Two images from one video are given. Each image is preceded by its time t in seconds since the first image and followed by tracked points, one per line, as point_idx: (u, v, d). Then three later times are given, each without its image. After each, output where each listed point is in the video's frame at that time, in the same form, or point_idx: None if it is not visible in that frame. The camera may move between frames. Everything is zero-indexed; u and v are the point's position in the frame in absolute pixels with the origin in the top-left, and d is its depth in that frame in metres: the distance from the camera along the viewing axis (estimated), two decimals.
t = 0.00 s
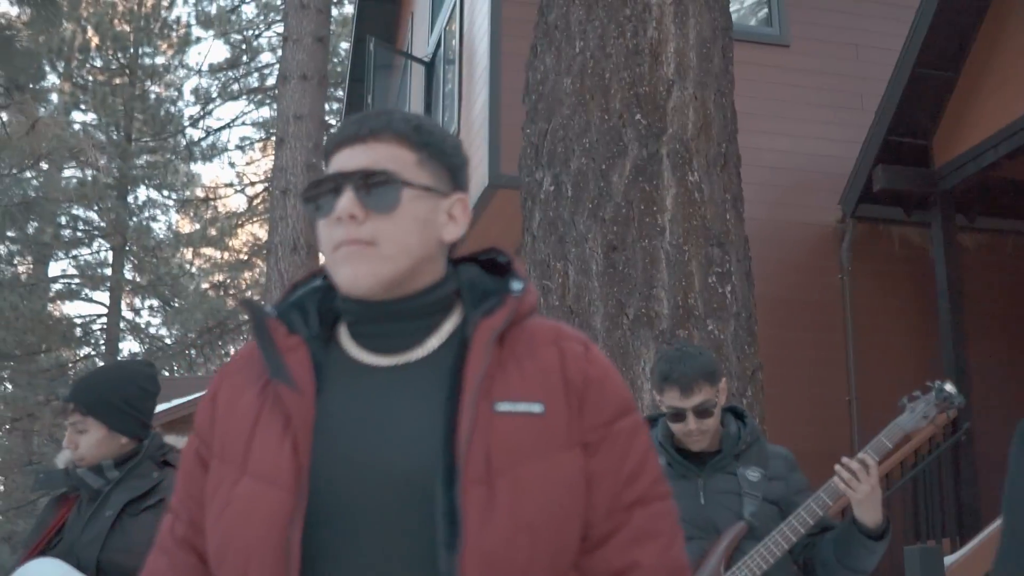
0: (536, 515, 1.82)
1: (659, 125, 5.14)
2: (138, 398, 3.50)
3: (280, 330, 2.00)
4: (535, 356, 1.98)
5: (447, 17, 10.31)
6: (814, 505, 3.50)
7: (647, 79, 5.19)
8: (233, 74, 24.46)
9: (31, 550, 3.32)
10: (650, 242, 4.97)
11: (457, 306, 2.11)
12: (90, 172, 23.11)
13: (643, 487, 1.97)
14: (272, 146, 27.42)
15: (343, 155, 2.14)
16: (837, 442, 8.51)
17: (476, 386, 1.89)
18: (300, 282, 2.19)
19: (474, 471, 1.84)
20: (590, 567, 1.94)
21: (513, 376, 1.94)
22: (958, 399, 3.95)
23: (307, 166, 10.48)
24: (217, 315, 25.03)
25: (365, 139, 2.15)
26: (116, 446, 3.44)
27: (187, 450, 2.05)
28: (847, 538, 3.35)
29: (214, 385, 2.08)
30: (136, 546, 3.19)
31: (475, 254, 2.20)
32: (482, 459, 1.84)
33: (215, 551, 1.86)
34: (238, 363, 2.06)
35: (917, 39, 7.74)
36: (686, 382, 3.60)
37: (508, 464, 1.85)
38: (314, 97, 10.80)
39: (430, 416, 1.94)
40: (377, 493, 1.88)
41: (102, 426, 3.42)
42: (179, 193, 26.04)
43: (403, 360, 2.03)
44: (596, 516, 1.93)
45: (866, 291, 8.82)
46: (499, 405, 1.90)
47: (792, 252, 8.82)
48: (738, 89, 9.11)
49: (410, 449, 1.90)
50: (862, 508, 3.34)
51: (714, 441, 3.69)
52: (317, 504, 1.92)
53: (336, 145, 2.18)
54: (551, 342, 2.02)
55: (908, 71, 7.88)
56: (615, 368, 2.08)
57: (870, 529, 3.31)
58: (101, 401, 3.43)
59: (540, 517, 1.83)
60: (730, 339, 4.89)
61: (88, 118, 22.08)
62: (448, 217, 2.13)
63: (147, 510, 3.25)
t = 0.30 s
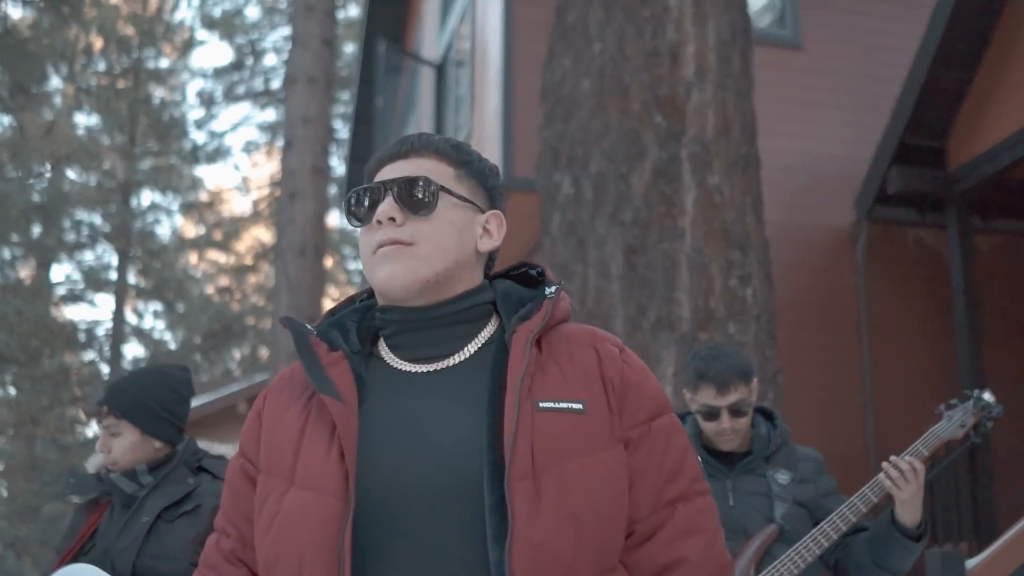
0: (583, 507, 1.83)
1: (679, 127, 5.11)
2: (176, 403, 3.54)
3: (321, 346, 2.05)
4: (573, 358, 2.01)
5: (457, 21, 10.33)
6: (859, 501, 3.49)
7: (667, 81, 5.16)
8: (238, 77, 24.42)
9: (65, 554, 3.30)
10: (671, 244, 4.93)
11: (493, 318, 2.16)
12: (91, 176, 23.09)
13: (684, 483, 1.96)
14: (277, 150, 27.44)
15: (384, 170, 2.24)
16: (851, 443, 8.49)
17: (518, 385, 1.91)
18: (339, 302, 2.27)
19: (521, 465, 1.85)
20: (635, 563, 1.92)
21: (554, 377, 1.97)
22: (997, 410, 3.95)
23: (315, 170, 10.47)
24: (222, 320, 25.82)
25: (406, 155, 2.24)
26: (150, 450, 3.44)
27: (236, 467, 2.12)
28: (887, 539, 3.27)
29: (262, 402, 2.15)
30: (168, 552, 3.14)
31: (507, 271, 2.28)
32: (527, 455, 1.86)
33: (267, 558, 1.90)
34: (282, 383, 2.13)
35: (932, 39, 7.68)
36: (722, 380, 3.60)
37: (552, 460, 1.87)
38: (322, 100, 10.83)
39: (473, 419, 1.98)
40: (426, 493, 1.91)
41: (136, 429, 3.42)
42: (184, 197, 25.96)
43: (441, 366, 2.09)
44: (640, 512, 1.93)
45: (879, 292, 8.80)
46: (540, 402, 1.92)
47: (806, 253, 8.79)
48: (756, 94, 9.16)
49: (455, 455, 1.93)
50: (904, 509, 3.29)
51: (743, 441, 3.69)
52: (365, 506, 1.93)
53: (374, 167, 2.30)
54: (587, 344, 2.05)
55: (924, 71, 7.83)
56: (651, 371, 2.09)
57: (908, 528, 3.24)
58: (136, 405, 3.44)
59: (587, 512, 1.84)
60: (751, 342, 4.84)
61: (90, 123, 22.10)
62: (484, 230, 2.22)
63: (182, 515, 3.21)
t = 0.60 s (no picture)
0: (634, 512, 1.92)
1: (695, 132, 5.14)
2: (211, 407, 3.60)
3: (373, 367, 2.14)
4: (618, 369, 2.11)
5: (465, 24, 10.40)
6: (889, 509, 3.52)
7: (683, 85, 5.19)
8: (240, 79, 24.67)
9: (104, 557, 3.41)
10: (688, 247, 4.96)
11: (535, 333, 2.25)
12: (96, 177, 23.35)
13: (725, 487, 2.05)
14: (280, 151, 27.52)
15: (429, 193, 2.33)
16: (862, 445, 8.53)
17: (566, 397, 2.00)
18: (383, 326, 2.35)
19: (573, 473, 1.93)
20: (681, 566, 2.01)
21: (601, 388, 2.06)
22: None
23: (321, 172, 10.55)
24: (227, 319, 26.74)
25: (451, 178, 2.33)
26: (189, 454, 3.50)
27: (290, 485, 2.20)
28: (912, 548, 3.29)
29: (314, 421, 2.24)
30: (207, 555, 3.23)
31: (545, 287, 2.38)
32: (578, 461, 1.94)
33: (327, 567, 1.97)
34: (332, 406, 2.22)
35: (943, 41, 7.70)
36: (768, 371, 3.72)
37: (601, 466, 1.95)
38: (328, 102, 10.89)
39: (523, 430, 2.06)
40: (484, 500, 1.99)
41: (172, 434, 3.48)
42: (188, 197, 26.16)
43: (487, 382, 2.17)
44: (684, 516, 2.02)
45: (888, 294, 8.85)
46: (589, 412, 2.01)
47: (817, 256, 8.82)
48: (772, 97, 9.19)
49: (506, 465, 2.02)
50: (928, 518, 3.28)
51: (767, 440, 3.75)
52: (424, 513, 2.01)
53: (419, 191, 2.38)
54: (628, 355, 2.15)
55: (935, 74, 7.85)
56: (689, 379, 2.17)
57: (931, 537, 3.24)
58: (173, 410, 3.50)
59: (638, 515, 1.92)
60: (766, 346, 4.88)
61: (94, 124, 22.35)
62: (526, 251, 2.30)
63: (221, 519, 3.30)
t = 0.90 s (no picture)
0: (685, 501, 2.02)
1: (709, 131, 5.18)
2: (244, 404, 3.77)
3: (422, 360, 2.22)
4: (664, 360, 2.20)
5: (472, 26, 10.44)
6: (912, 508, 3.56)
7: (696, 86, 5.23)
8: (240, 78, 24.72)
9: (138, 553, 3.65)
10: (702, 247, 4.99)
11: (580, 322, 2.34)
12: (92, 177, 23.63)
13: (771, 473, 2.15)
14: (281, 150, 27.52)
15: (481, 184, 2.42)
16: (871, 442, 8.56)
17: (617, 391, 2.10)
18: (427, 316, 2.44)
19: (626, 467, 2.03)
20: (732, 554, 2.11)
21: (648, 382, 2.16)
22: None
23: (324, 172, 10.63)
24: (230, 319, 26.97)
25: (503, 172, 2.43)
26: (224, 452, 3.70)
27: (340, 481, 2.29)
28: (933, 547, 3.35)
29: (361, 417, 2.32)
30: (240, 550, 3.46)
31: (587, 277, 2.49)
32: (630, 456, 2.05)
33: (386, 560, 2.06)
34: (380, 397, 2.30)
35: (949, 41, 7.72)
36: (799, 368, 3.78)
37: (652, 458, 2.06)
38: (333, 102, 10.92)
39: (574, 423, 2.15)
40: (537, 492, 2.08)
41: (209, 433, 3.67)
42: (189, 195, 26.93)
43: (535, 373, 2.26)
44: (733, 503, 2.11)
45: (897, 291, 8.89)
46: (638, 406, 2.11)
47: (827, 254, 8.85)
48: (783, 96, 9.22)
49: (559, 458, 2.11)
50: (955, 515, 3.34)
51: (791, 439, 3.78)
52: (480, 506, 2.10)
53: (468, 183, 2.48)
54: (675, 345, 2.24)
55: (941, 72, 7.87)
56: (731, 368, 2.26)
57: (955, 536, 3.30)
58: (207, 411, 3.68)
59: (689, 504, 2.03)
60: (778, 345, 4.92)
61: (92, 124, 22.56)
62: (575, 246, 2.41)
63: (254, 514, 3.52)
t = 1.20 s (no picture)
0: (738, 476, 2.01)
1: (722, 119, 5.16)
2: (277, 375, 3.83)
3: (473, 324, 2.16)
4: (718, 332, 2.17)
5: (478, 20, 10.41)
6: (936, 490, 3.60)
7: (709, 74, 5.22)
8: (242, 73, 24.68)
9: (164, 537, 3.72)
10: (715, 235, 5.00)
11: (631, 291, 2.30)
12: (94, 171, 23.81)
13: (822, 449, 2.12)
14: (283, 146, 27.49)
15: (541, 145, 2.34)
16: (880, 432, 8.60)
17: (672, 363, 2.08)
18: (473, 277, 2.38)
19: (680, 442, 2.01)
20: (781, 529, 2.09)
21: (703, 353, 2.13)
22: None
23: (329, 166, 10.60)
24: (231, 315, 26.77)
25: (566, 134, 2.35)
26: (252, 424, 3.74)
27: (381, 436, 2.22)
28: (958, 526, 3.33)
29: (407, 371, 2.25)
30: (264, 532, 3.48)
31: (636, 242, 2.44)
32: (684, 432, 2.02)
33: (436, 526, 2.02)
34: (425, 358, 2.24)
35: (958, 34, 7.69)
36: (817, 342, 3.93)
37: (706, 433, 2.04)
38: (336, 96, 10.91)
39: (628, 395, 2.12)
40: (588, 467, 2.05)
41: (239, 408, 3.72)
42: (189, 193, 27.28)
43: (588, 343, 2.22)
44: (785, 478, 2.09)
45: (905, 282, 8.89)
46: (693, 377, 2.09)
47: (837, 245, 8.87)
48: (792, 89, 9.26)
49: (612, 429, 2.08)
50: (979, 493, 3.33)
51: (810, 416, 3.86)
52: (531, 477, 2.06)
53: (518, 144, 2.41)
54: (728, 318, 2.20)
55: (950, 65, 7.84)
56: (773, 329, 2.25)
57: (979, 514, 3.30)
58: (240, 378, 3.74)
59: (741, 480, 2.01)
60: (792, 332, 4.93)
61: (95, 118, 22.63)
62: (632, 215, 2.37)
63: (277, 495, 3.51)
